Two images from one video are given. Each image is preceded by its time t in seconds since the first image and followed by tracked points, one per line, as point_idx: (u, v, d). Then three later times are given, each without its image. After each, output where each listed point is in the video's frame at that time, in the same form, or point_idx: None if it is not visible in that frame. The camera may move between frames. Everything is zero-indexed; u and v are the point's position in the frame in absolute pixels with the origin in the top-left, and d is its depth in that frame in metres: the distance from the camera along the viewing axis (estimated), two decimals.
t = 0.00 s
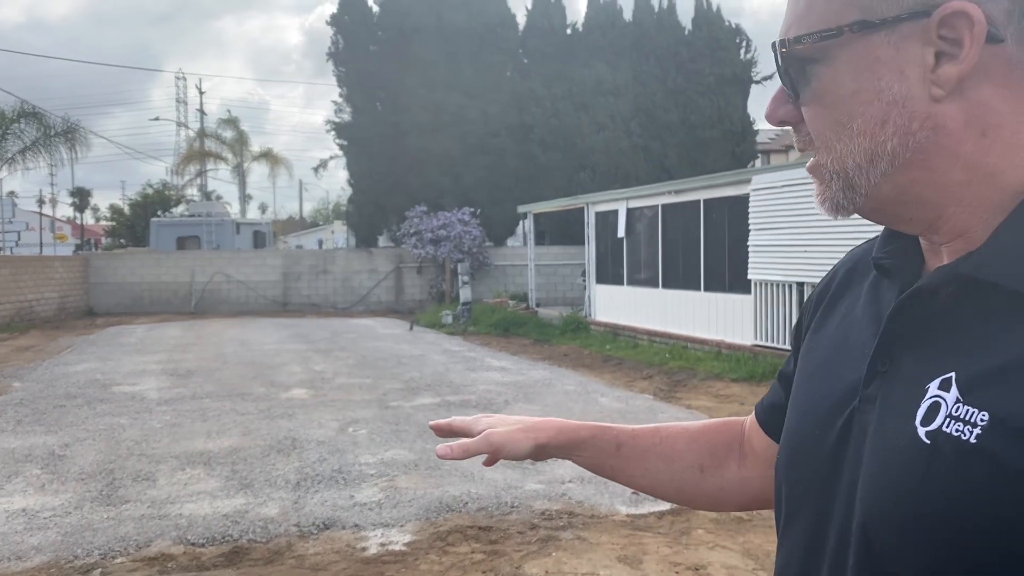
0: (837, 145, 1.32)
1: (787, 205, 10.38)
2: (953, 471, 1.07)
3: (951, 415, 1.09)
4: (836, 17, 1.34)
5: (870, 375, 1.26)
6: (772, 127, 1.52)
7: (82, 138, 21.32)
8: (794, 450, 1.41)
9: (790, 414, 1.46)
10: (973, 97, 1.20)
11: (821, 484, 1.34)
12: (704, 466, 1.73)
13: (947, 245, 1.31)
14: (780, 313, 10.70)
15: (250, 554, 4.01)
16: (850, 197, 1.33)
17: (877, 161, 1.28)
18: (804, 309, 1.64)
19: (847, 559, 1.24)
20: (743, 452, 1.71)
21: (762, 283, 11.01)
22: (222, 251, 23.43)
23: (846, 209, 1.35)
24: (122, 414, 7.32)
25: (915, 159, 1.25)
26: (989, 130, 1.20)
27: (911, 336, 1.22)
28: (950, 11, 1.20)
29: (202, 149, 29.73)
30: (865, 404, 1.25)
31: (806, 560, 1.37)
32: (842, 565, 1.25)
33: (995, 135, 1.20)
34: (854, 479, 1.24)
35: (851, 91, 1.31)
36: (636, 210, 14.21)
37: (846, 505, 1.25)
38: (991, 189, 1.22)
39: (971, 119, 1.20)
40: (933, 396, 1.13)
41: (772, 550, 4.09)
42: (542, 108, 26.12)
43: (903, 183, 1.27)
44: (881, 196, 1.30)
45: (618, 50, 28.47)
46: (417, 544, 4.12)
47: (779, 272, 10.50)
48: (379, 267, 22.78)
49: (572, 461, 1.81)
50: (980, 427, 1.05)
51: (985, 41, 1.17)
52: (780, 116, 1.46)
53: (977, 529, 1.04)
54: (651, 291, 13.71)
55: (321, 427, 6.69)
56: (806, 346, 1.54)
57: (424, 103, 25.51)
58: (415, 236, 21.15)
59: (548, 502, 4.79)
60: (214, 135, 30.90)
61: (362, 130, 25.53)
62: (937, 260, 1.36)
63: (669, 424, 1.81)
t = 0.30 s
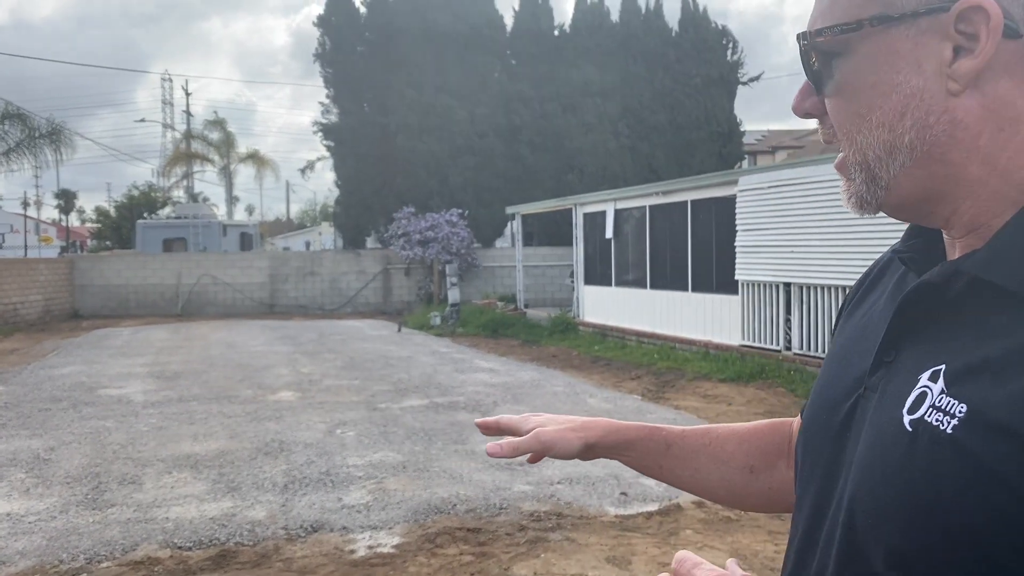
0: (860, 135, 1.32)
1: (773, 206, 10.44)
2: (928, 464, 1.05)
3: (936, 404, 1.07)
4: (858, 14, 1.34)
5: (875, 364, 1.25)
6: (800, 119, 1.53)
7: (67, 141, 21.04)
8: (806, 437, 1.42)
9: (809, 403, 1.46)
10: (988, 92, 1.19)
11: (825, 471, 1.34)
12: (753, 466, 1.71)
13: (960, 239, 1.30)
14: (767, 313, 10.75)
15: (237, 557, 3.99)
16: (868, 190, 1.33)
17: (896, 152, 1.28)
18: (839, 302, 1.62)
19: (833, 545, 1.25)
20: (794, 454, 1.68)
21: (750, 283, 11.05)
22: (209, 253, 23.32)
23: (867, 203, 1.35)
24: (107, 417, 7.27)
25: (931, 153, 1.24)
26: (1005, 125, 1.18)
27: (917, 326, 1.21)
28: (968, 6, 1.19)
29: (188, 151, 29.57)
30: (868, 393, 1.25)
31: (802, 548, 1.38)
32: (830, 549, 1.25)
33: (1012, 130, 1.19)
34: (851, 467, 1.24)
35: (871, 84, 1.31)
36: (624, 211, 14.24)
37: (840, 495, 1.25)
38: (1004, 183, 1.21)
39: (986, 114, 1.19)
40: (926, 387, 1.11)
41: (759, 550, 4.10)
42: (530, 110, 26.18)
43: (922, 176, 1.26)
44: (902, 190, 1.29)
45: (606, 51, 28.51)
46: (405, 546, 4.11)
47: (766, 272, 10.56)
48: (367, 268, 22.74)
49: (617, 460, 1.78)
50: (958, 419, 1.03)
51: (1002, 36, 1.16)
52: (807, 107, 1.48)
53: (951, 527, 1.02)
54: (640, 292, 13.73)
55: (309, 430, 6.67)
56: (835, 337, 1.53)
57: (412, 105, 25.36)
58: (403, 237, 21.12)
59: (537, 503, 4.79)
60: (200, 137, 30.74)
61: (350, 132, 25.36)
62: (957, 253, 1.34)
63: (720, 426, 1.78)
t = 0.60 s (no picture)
0: (837, 124, 1.34)
1: (763, 206, 10.48)
2: (872, 450, 1.07)
3: (883, 390, 1.10)
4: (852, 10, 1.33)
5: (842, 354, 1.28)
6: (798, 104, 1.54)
7: (55, 140, 20.81)
8: (787, 424, 1.45)
9: (795, 388, 1.47)
10: (957, 98, 1.18)
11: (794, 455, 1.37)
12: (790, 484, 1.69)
13: (927, 234, 1.31)
14: (758, 313, 10.77)
15: (228, 558, 3.98)
16: (843, 175, 1.35)
17: (869, 145, 1.29)
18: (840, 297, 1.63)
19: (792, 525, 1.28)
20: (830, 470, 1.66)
21: (741, 283, 11.07)
22: (199, 253, 23.23)
23: (843, 185, 1.37)
24: (98, 419, 7.24)
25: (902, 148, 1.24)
26: (967, 130, 1.18)
27: (882, 319, 1.23)
28: (951, 14, 1.17)
29: (178, 150, 29.45)
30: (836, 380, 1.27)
31: (774, 528, 1.41)
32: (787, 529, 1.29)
33: (977, 133, 1.18)
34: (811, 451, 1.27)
35: (852, 78, 1.31)
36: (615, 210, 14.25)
37: (803, 468, 1.28)
38: (965, 186, 1.21)
39: (952, 118, 1.18)
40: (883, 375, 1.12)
41: (751, 549, 4.12)
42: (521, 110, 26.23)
43: (892, 169, 1.27)
44: (874, 181, 1.31)
45: (597, 51, 28.53)
46: (397, 547, 4.11)
47: (757, 272, 10.58)
48: (358, 268, 22.74)
49: (661, 491, 1.79)
50: (898, 404, 1.06)
51: (970, 46, 1.16)
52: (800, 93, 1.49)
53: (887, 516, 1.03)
54: (631, 292, 13.76)
55: (300, 431, 6.66)
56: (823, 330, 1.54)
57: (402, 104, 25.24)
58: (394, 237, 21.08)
59: (528, 503, 4.80)
60: (190, 137, 30.62)
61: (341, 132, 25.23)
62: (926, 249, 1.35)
63: (760, 449, 1.76)
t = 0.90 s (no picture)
0: (805, 132, 1.42)
1: (757, 205, 10.51)
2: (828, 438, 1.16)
3: (834, 378, 1.22)
4: (818, 29, 1.40)
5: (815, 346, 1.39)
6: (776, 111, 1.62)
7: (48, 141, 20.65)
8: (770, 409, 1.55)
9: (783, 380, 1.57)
10: (911, 111, 1.25)
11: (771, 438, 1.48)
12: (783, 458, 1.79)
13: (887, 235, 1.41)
14: (752, 312, 10.81)
15: (223, 560, 3.97)
16: (810, 179, 1.43)
17: (833, 151, 1.37)
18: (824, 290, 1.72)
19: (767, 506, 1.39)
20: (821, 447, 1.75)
21: (735, 283, 11.10)
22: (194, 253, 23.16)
23: (810, 189, 1.45)
24: (91, 421, 7.22)
25: (862, 157, 1.32)
26: (920, 141, 1.25)
27: (846, 314, 1.34)
28: (906, 35, 1.24)
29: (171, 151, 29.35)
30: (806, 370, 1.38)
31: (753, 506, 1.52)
32: (764, 507, 1.40)
33: (928, 144, 1.25)
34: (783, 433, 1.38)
35: (817, 91, 1.39)
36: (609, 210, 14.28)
37: (774, 452, 1.38)
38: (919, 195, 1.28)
39: (905, 131, 1.25)
40: (842, 369, 1.21)
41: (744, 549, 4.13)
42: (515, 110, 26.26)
43: (852, 176, 1.35)
44: (837, 187, 1.38)
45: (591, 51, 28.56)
46: (391, 548, 4.11)
47: (751, 271, 10.61)
48: (352, 268, 22.72)
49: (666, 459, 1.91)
50: (845, 390, 1.17)
51: (921, 65, 1.22)
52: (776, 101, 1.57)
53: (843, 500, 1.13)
54: (625, 292, 13.79)
55: (295, 432, 6.65)
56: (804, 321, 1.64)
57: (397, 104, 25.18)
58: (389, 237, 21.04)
59: (523, 503, 4.81)
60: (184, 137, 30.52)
61: (335, 132, 25.11)
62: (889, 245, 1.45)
63: (760, 426, 1.87)
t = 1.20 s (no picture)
0: (804, 143, 1.44)
1: (753, 206, 10.52)
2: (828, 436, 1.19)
3: (820, 369, 1.27)
4: (814, 46, 1.42)
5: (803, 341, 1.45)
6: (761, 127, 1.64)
7: (44, 142, 20.50)
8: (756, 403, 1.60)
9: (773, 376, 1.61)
10: (909, 123, 1.28)
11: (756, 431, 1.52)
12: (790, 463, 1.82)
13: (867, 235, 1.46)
14: (748, 312, 10.83)
15: (221, 561, 3.98)
16: (808, 188, 1.45)
17: (834, 162, 1.39)
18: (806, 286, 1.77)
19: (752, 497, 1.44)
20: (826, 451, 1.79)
21: (731, 283, 11.12)
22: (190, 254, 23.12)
23: (806, 199, 1.46)
24: (88, 422, 7.21)
25: (863, 166, 1.34)
26: (920, 150, 1.28)
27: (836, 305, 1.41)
28: (904, 46, 1.27)
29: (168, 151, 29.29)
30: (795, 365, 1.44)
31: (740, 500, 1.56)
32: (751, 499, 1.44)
33: (925, 153, 1.28)
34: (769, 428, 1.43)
35: (815, 104, 1.41)
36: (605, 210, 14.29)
37: (761, 447, 1.43)
38: (904, 201, 1.32)
39: (906, 141, 1.28)
40: (829, 366, 1.25)
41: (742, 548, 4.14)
42: (512, 111, 26.25)
43: (850, 185, 1.38)
44: (834, 197, 1.41)
45: (588, 51, 28.57)
46: (389, 548, 4.11)
47: (748, 271, 10.62)
48: (349, 269, 22.71)
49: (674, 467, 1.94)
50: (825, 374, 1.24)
51: (924, 78, 1.25)
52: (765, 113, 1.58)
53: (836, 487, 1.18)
54: (621, 292, 13.82)
55: (292, 432, 6.65)
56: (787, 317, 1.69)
57: (393, 105, 25.17)
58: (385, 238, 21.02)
59: (521, 503, 4.81)
60: (180, 137, 30.45)
61: (331, 132, 25.09)
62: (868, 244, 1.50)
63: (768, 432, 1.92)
